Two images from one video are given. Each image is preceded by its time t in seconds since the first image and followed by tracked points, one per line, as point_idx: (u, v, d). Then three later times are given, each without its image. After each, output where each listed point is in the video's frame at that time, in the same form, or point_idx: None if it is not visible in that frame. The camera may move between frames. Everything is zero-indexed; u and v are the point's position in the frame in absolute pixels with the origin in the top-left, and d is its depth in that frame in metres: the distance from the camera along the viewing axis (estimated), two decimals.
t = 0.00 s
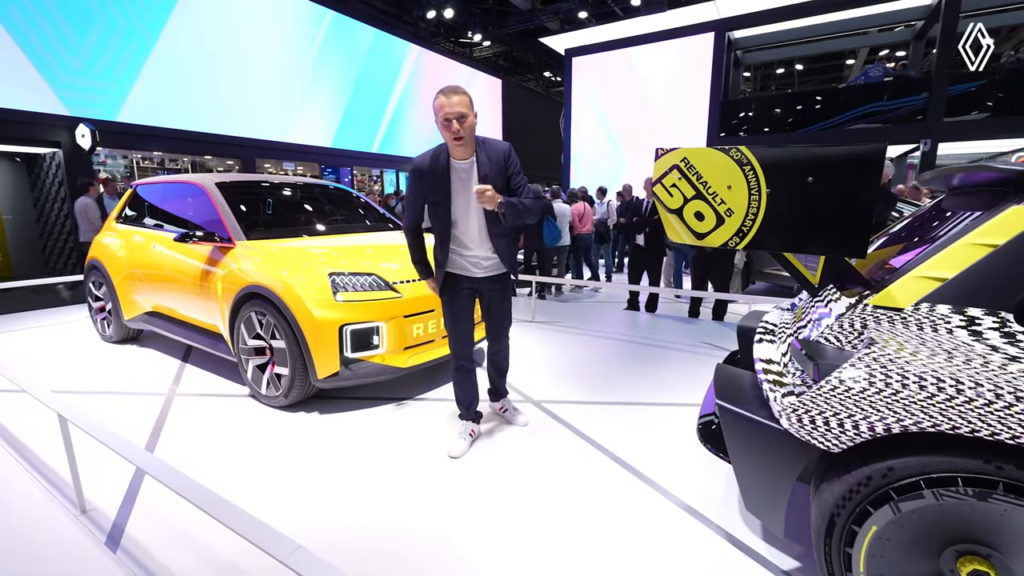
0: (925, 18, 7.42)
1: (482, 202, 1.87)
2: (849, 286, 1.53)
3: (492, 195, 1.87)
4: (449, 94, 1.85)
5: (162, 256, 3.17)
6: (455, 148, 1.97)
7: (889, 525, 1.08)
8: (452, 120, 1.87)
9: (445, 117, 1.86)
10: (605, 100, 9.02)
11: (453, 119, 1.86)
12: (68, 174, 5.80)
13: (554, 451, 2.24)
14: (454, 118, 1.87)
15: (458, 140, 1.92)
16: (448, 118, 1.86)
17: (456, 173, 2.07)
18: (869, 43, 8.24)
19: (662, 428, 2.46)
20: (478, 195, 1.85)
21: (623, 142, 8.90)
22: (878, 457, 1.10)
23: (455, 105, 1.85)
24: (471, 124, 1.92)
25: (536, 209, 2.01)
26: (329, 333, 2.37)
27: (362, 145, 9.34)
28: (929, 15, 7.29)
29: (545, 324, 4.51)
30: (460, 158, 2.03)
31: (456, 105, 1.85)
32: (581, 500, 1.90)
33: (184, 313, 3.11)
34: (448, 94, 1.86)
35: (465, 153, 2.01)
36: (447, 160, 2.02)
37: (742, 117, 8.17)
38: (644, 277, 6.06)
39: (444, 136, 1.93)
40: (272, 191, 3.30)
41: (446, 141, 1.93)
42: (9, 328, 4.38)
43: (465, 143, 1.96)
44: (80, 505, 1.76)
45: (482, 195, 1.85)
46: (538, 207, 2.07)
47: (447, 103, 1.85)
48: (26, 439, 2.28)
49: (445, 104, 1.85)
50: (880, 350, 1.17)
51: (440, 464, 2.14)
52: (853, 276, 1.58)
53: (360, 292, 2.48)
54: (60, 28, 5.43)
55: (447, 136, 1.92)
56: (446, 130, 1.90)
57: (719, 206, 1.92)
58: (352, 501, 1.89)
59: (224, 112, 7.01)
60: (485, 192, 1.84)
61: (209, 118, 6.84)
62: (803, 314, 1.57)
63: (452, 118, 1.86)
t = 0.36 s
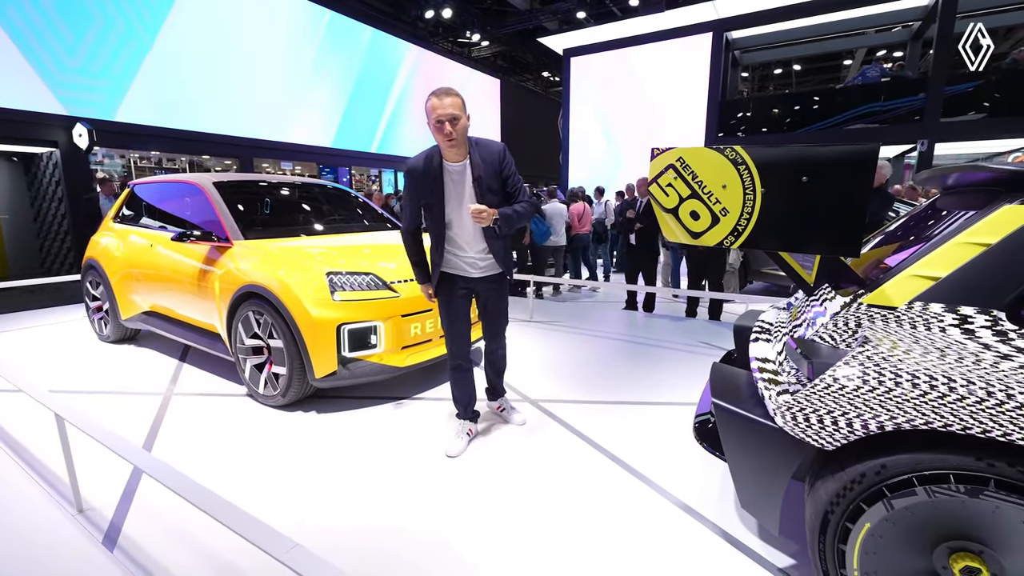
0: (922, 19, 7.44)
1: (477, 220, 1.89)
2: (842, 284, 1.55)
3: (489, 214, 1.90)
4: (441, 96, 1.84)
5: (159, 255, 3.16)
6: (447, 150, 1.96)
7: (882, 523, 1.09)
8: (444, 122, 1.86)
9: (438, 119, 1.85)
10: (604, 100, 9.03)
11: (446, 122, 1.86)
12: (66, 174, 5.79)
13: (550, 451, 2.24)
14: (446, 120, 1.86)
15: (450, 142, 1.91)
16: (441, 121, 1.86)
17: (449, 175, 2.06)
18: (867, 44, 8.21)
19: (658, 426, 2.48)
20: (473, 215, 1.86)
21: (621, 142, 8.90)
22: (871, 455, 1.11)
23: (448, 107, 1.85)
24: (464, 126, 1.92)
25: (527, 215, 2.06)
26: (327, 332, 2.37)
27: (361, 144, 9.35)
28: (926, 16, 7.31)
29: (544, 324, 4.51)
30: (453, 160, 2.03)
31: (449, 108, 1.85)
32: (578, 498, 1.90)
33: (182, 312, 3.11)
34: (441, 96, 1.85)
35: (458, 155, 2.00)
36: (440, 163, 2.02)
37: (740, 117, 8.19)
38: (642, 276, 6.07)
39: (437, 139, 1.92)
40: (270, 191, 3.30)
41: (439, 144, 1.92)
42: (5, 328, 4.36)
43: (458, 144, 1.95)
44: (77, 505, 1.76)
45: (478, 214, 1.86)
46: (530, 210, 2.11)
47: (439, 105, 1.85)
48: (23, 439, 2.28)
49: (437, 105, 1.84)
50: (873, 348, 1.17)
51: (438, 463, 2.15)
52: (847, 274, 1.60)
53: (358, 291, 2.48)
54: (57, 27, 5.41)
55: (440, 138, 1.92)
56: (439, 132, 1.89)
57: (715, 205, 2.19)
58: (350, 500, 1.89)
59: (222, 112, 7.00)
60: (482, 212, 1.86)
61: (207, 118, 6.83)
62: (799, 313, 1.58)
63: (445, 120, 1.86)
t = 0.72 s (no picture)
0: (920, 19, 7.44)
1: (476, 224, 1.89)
2: (841, 285, 1.54)
3: (488, 217, 1.90)
4: (441, 94, 1.84)
5: (157, 256, 3.16)
6: (444, 149, 1.96)
7: (880, 524, 1.09)
8: (444, 120, 1.85)
9: (437, 117, 1.85)
10: (602, 101, 9.03)
11: (445, 120, 1.85)
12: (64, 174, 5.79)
13: (549, 452, 2.24)
14: (446, 118, 1.86)
15: (448, 141, 1.90)
16: (440, 118, 1.85)
17: (445, 175, 2.06)
18: (867, 43, 8.22)
19: (655, 426, 2.49)
20: (472, 218, 1.87)
21: (620, 142, 8.90)
22: (870, 456, 1.11)
23: (448, 105, 1.85)
24: (462, 126, 1.91)
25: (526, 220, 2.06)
26: (325, 333, 2.37)
27: (361, 144, 9.36)
28: (924, 16, 7.32)
29: (541, 324, 4.52)
30: (450, 159, 2.01)
31: (448, 106, 1.84)
32: (577, 499, 1.90)
33: (179, 312, 3.11)
34: (441, 94, 1.84)
35: (455, 155, 2.00)
36: (436, 162, 2.01)
37: (739, 117, 8.20)
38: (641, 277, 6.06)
39: (435, 137, 1.92)
40: (268, 191, 3.29)
41: (437, 141, 1.92)
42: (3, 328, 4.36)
43: (455, 144, 1.94)
44: (75, 506, 1.76)
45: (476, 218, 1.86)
46: (527, 215, 2.11)
47: (439, 102, 1.84)
48: (21, 440, 2.27)
49: (436, 103, 1.84)
50: (871, 349, 1.18)
51: (436, 464, 2.15)
52: (845, 275, 1.57)
53: (357, 292, 2.48)
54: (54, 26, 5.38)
55: (438, 136, 1.91)
56: (438, 130, 1.88)
57: (714, 207, 2.17)
58: (348, 501, 1.89)
59: (220, 111, 6.99)
60: (479, 215, 1.85)
61: (205, 117, 6.82)
62: (797, 314, 1.58)
63: (444, 118, 1.85)
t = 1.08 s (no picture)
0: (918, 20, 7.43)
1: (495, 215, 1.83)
2: (841, 287, 1.54)
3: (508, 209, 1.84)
4: (448, 88, 1.82)
5: (155, 256, 3.14)
6: (449, 143, 1.90)
7: (881, 526, 1.09)
8: (450, 112, 1.82)
9: (444, 108, 1.81)
10: (602, 100, 9.02)
11: (452, 111, 1.81)
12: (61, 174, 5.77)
13: (549, 453, 2.23)
14: (453, 111, 1.82)
15: (453, 133, 1.85)
16: (446, 110, 1.81)
17: (446, 172, 1.97)
18: (865, 44, 8.25)
19: (655, 427, 2.48)
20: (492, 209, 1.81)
21: (619, 142, 8.89)
22: (871, 458, 1.10)
23: (455, 98, 1.82)
24: (469, 120, 1.86)
25: (535, 217, 1.96)
26: (324, 334, 2.36)
27: (360, 144, 9.34)
28: (923, 17, 7.32)
29: (541, 324, 4.51)
30: (454, 154, 1.94)
31: (455, 98, 1.81)
32: (576, 501, 1.89)
33: (178, 313, 3.09)
34: (449, 87, 1.82)
35: (459, 150, 1.93)
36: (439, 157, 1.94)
37: (738, 117, 8.20)
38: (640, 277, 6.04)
39: (440, 129, 1.86)
40: (267, 191, 3.28)
41: (442, 134, 1.86)
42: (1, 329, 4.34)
43: (460, 138, 1.89)
44: (72, 508, 1.75)
45: (497, 208, 1.81)
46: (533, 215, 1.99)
47: (446, 95, 1.82)
48: (18, 441, 2.26)
49: (443, 95, 1.81)
50: (873, 350, 1.17)
51: (435, 465, 2.14)
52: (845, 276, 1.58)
53: (356, 292, 2.47)
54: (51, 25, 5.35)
55: (443, 129, 1.86)
56: (443, 122, 1.84)
57: (715, 208, 2.19)
58: (347, 502, 1.89)
59: (218, 111, 6.97)
60: (501, 205, 1.80)
61: (203, 117, 6.80)
62: (797, 314, 1.58)
63: (451, 110, 1.81)
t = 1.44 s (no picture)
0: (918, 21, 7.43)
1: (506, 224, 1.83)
2: (840, 289, 1.55)
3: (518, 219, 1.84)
4: (464, 90, 1.79)
5: (157, 257, 3.15)
6: (458, 145, 1.87)
7: (878, 526, 1.11)
8: (464, 114, 1.79)
9: (457, 110, 1.79)
10: (602, 101, 9.03)
11: (464, 114, 1.78)
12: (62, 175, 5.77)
13: (550, 453, 2.25)
14: (466, 113, 1.79)
15: (464, 137, 1.83)
16: (459, 112, 1.79)
17: (453, 174, 1.95)
18: (864, 45, 8.25)
19: (655, 428, 2.49)
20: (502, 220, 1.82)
21: (619, 143, 8.90)
22: (868, 460, 1.12)
23: (467, 101, 1.79)
24: (480, 125, 1.83)
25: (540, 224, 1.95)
26: (326, 335, 2.37)
27: (360, 144, 9.35)
28: (922, 18, 7.32)
29: (541, 325, 4.52)
30: (463, 157, 1.92)
31: (470, 101, 1.78)
32: (577, 501, 1.91)
33: (180, 313, 3.10)
34: (462, 90, 1.80)
35: (468, 153, 1.91)
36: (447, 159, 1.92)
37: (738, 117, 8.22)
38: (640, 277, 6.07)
39: (451, 131, 1.84)
40: (268, 192, 3.29)
41: (452, 136, 1.83)
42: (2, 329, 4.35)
43: (471, 141, 1.86)
44: (76, 509, 1.76)
45: (507, 218, 1.81)
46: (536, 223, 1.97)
47: (458, 97, 1.79)
48: (21, 442, 2.28)
49: (457, 97, 1.79)
50: (870, 353, 1.19)
51: (437, 465, 2.16)
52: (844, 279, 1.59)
53: (357, 294, 2.48)
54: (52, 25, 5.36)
55: (454, 132, 1.84)
56: (455, 124, 1.82)
57: (713, 212, 2.29)
58: (349, 503, 1.90)
59: (219, 111, 6.98)
60: (511, 216, 1.80)
61: (204, 117, 6.81)
62: (796, 317, 1.60)
63: (464, 112, 1.79)
